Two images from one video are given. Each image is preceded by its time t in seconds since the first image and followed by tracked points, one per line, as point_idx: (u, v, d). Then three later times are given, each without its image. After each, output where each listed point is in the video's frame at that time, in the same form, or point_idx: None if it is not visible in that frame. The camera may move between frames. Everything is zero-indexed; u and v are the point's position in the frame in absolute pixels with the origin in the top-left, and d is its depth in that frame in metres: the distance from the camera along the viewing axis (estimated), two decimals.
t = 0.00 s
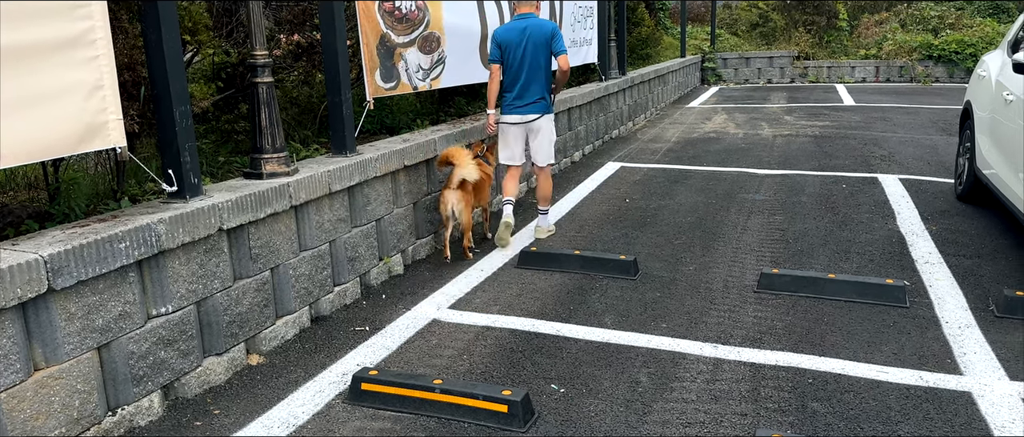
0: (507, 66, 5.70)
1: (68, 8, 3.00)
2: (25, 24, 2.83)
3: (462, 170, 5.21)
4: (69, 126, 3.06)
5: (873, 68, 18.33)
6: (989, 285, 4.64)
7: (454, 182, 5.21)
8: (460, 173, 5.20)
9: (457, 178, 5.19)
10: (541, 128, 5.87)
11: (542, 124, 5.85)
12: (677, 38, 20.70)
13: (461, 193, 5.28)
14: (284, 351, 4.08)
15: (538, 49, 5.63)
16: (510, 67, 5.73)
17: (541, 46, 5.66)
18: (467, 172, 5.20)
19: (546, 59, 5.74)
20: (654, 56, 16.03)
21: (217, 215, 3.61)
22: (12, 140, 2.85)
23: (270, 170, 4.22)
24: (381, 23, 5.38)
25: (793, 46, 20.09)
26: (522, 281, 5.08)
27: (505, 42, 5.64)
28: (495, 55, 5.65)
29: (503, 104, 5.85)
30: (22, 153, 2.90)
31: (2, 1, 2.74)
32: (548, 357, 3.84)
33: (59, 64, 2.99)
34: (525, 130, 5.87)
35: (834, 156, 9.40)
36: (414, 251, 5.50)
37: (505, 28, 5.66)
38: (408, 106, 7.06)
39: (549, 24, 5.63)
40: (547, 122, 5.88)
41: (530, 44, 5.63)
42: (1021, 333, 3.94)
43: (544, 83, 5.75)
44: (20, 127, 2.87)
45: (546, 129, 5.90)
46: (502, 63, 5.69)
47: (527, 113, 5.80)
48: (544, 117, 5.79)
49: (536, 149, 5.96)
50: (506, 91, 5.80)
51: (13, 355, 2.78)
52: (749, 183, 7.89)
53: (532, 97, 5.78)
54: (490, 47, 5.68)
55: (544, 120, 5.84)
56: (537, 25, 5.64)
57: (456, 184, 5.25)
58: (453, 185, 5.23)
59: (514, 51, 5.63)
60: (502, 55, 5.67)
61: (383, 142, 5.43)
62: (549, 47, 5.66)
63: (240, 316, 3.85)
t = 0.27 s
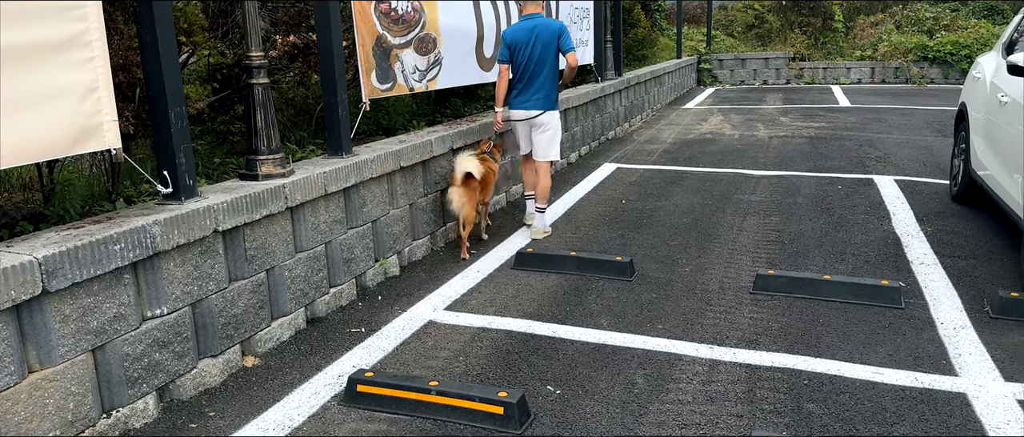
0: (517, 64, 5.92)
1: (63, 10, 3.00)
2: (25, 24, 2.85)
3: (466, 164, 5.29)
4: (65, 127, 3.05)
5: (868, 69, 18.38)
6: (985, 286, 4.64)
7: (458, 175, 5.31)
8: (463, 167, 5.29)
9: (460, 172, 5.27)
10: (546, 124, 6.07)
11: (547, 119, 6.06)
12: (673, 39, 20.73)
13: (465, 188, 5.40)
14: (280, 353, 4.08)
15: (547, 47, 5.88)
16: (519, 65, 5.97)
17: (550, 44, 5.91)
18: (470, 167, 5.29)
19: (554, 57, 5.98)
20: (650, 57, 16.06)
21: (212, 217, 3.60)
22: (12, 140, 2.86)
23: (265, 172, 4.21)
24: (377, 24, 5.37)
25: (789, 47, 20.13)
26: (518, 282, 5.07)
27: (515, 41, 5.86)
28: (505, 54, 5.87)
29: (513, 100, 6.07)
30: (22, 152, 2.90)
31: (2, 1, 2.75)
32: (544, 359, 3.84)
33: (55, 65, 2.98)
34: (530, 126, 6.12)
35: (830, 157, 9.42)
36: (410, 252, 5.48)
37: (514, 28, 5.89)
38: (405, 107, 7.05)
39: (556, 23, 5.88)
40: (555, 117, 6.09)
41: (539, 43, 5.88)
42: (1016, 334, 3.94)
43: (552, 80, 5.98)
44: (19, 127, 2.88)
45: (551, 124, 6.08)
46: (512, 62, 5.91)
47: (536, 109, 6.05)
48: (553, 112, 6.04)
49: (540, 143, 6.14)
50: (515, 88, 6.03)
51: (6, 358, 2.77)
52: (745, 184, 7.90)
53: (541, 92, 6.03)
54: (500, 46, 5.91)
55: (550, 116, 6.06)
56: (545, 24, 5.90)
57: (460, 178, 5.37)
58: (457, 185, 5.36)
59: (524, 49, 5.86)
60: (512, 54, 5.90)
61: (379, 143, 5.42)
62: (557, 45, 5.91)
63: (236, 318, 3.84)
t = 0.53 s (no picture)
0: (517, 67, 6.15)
1: (53, 9, 2.98)
2: (25, 24, 2.87)
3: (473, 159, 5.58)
4: (55, 128, 3.03)
5: (860, 69, 18.47)
6: (976, 286, 4.65)
7: (466, 169, 5.59)
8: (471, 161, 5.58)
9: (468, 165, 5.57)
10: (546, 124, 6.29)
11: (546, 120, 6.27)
12: (665, 39, 20.77)
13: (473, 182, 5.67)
14: (270, 355, 4.06)
15: (545, 50, 6.08)
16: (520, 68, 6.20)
17: (548, 47, 6.11)
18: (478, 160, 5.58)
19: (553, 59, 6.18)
20: (643, 58, 16.08)
21: (202, 218, 3.58)
22: (12, 139, 2.88)
23: (256, 173, 4.19)
24: (369, 24, 5.36)
25: (781, 47, 20.21)
26: (511, 283, 5.06)
27: (515, 45, 6.09)
28: (505, 58, 6.10)
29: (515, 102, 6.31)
30: (21, 152, 2.93)
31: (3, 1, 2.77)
32: (536, 360, 3.83)
33: (45, 65, 2.96)
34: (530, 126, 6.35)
35: (822, 157, 9.44)
36: (403, 253, 5.47)
37: (514, 33, 6.11)
38: (397, 108, 7.04)
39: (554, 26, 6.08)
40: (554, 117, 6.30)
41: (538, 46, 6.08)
42: (1007, 334, 3.95)
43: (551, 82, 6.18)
44: (19, 127, 2.90)
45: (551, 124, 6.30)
46: (512, 65, 6.14)
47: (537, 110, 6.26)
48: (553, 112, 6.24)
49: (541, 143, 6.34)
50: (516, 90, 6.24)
51: None
52: (737, 184, 7.92)
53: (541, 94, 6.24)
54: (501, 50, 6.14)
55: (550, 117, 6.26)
56: (543, 27, 6.11)
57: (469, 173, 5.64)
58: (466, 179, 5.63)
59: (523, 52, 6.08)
60: (512, 57, 6.12)
61: (371, 143, 5.41)
62: (555, 47, 6.11)
63: (226, 320, 3.82)
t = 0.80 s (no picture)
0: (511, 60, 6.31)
1: (26, 9, 2.92)
2: (23, 20, 2.91)
3: (468, 153, 5.72)
4: (31, 129, 2.98)
5: (848, 68, 18.59)
6: (961, 284, 4.66)
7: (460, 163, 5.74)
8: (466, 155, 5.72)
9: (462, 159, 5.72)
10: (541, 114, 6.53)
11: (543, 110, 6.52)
12: (654, 39, 20.80)
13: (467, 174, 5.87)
14: (251, 358, 4.01)
15: (539, 43, 6.30)
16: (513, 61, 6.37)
17: (540, 40, 6.34)
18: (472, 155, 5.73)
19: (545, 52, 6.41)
20: (631, 57, 16.08)
21: (181, 220, 3.53)
22: (13, 127, 2.90)
23: (236, 173, 4.14)
24: (352, 23, 5.31)
25: (769, 46, 20.30)
26: (496, 283, 5.03)
27: (510, 38, 6.27)
28: (501, 51, 6.26)
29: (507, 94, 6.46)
30: (20, 141, 2.94)
31: None
32: (520, 361, 3.80)
33: (19, 66, 2.91)
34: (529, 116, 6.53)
35: (808, 155, 9.46)
36: (388, 253, 5.42)
37: (507, 27, 6.30)
38: (383, 107, 6.99)
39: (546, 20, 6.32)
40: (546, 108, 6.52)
41: (532, 39, 6.30)
42: (992, 333, 3.96)
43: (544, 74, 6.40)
44: (20, 116, 2.93)
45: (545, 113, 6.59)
46: (507, 57, 6.31)
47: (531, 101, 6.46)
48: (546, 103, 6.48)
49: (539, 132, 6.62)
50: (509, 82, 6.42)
51: None
52: (724, 183, 7.91)
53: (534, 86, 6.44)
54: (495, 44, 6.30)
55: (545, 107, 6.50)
56: (535, 21, 6.34)
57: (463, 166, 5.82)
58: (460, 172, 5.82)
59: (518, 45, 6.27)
60: (506, 50, 6.29)
61: (356, 144, 5.37)
62: (547, 40, 6.35)
63: (206, 322, 3.77)
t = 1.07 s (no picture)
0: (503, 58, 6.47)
1: None
2: None
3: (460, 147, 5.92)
4: None
5: (830, 64, 18.74)
6: (941, 281, 4.66)
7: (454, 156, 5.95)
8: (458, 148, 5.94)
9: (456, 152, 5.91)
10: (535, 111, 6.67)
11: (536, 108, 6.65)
12: (638, 36, 20.82)
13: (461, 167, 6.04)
14: (226, 361, 3.93)
15: (530, 42, 6.44)
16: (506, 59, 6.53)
17: (532, 39, 6.47)
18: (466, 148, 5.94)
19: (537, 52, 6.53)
20: (615, 54, 16.08)
21: (151, 221, 3.45)
22: None
23: (209, 173, 4.06)
24: (329, 20, 5.23)
25: (752, 43, 20.38)
26: (477, 283, 4.97)
27: (502, 37, 6.42)
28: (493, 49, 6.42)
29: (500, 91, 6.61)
30: None
31: None
32: (500, 362, 3.75)
33: None
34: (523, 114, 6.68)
35: (791, 152, 9.48)
36: (367, 253, 5.36)
37: (501, 25, 6.45)
38: (363, 105, 6.91)
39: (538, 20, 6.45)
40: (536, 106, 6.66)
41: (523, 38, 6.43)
42: (973, 330, 3.95)
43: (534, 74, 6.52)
44: None
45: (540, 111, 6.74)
46: (498, 55, 6.47)
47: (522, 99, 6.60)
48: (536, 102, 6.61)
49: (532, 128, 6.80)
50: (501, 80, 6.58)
51: None
52: (707, 181, 7.90)
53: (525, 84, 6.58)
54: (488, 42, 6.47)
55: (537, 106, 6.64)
56: (528, 21, 6.46)
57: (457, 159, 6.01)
58: (452, 164, 5.99)
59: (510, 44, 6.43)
60: (498, 49, 6.46)
61: (335, 142, 5.30)
62: (539, 40, 6.47)
63: (178, 325, 3.69)
